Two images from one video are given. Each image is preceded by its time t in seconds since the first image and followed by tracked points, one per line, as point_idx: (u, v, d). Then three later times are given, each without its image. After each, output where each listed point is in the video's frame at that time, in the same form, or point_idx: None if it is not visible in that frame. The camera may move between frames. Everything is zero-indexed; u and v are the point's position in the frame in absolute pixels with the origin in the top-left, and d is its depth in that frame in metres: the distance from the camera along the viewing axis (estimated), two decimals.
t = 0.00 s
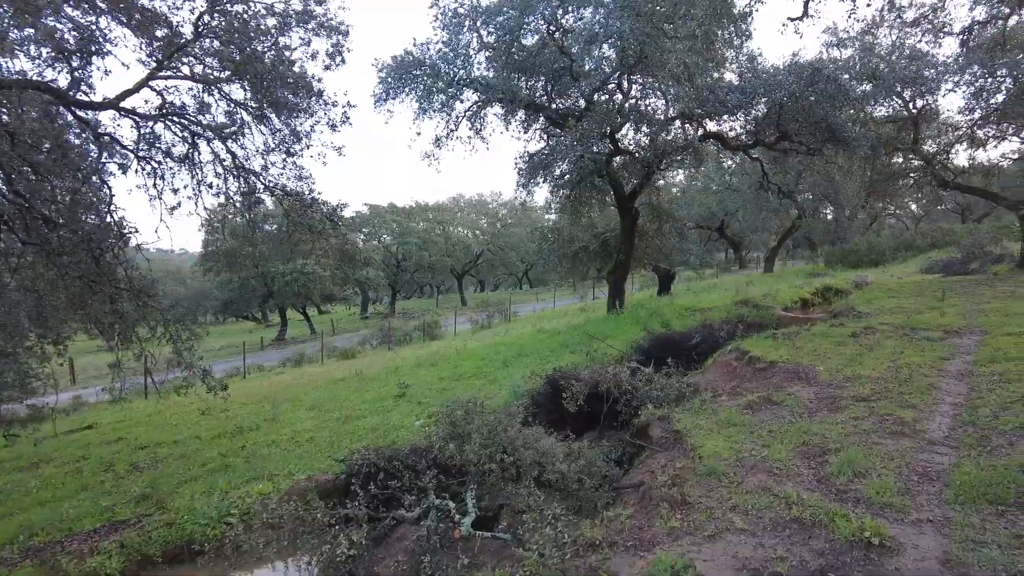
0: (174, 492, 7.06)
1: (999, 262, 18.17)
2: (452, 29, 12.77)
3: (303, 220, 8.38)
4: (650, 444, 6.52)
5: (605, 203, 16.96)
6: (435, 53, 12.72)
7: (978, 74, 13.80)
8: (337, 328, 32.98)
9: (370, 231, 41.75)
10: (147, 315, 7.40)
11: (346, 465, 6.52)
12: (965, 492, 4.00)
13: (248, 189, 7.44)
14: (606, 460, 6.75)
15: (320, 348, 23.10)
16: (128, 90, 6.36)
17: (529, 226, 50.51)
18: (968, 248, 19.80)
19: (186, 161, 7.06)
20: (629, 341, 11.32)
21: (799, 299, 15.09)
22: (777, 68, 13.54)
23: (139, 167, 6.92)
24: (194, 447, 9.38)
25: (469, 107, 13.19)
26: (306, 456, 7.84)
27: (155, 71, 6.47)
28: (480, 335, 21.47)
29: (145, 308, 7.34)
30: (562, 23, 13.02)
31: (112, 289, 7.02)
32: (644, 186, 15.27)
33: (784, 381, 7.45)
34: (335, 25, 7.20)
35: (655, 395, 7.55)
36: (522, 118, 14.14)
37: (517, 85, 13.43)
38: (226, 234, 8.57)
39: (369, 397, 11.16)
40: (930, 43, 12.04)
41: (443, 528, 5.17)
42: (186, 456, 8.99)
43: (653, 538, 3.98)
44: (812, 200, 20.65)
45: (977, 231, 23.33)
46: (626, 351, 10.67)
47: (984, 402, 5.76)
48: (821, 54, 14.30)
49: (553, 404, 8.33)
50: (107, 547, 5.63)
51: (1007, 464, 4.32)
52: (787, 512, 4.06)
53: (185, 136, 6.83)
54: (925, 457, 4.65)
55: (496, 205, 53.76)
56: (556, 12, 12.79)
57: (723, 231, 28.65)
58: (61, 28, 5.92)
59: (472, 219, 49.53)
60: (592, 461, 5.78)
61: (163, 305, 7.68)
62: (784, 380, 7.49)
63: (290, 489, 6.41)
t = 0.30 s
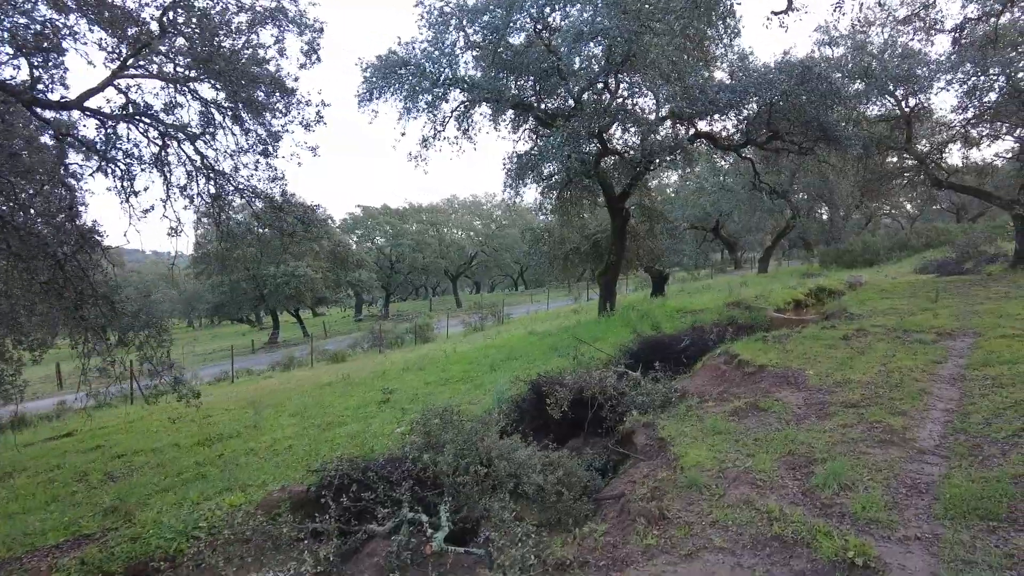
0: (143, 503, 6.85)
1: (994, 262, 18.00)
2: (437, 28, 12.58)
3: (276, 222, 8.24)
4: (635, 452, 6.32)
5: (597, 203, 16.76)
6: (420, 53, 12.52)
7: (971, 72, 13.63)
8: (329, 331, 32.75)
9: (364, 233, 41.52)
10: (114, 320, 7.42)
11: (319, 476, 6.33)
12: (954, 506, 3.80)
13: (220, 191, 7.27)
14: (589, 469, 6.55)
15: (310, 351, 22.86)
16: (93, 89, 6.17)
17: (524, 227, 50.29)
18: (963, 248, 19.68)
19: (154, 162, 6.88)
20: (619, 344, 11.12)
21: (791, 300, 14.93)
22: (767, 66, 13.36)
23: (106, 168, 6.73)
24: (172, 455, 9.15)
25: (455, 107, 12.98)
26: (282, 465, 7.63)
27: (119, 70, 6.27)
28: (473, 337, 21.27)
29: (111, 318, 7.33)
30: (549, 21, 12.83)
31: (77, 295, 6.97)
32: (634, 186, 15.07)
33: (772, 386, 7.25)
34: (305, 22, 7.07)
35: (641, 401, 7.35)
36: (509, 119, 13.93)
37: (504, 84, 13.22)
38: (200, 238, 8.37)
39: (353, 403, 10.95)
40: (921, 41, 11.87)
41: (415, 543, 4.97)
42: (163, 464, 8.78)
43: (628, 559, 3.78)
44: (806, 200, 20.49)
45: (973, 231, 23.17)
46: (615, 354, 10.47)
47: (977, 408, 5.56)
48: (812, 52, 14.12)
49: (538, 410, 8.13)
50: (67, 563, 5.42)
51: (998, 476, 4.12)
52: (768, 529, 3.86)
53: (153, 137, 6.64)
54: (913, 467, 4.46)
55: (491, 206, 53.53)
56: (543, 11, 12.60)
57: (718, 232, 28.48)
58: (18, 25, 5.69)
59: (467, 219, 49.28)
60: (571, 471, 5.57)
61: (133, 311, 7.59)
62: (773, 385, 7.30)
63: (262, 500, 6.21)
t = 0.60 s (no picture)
0: (118, 510, 6.64)
1: (992, 262, 17.84)
2: (428, 26, 12.39)
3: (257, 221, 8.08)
4: (624, 459, 6.13)
5: (591, 203, 16.56)
6: (409, 50, 12.33)
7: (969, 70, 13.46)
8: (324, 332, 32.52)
9: (359, 233, 41.29)
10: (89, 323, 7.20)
11: (298, 483, 6.13)
12: (953, 520, 3.61)
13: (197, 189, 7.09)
14: (578, 475, 6.37)
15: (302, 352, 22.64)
16: (63, 84, 5.97)
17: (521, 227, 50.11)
18: (961, 248, 19.54)
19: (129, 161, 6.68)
20: (611, 346, 10.93)
21: (788, 300, 14.76)
22: (762, 64, 13.18)
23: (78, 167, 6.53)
24: (154, 460, 8.94)
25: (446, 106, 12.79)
26: (263, 471, 7.43)
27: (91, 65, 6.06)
28: (467, 339, 21.07)
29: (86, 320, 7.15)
30: (541, 18, 12.65)
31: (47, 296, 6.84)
32: (628, 186, 14.86)
33: (766, 390, 7.06)
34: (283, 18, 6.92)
35: (631, 404, 7.16)
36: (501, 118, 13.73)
37: (495, 83, 13.03)
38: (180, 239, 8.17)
39: (342, 406, 10.75)
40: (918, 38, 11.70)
41: (393, 555, 4.78)
42: (143, 468, 8.56)
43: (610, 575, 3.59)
44: (802, 200, 20.32)
45: (971, 231, 23.01)
46: (608, 357, 10.28)
47: (976, 414, 5.38)
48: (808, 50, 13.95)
49: (526, 414, 7.92)
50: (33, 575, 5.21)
51: (999, 486, 3.93)
52: (757, 544, 3.67)
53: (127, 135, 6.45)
54: (910, 477, 4.28)
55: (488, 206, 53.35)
56: (534, 8, 12.42)
57: (715, 232, 28.31)
58: None
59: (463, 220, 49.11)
60: (557, 478, 5.39)
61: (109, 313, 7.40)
62: (767, 389, 7.11)
63: (239, 509, 6.00)
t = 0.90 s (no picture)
0: (85, 516, 6.36)
1: (991, 261, 17.64)
2: (418, 19, 12.13)
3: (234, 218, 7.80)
4: (614, 464, 5.87)
5: (586, 201, 16.29)
6: (399, 43, 12.06)
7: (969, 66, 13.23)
8: (317, 331, 32.22)
9: (354, 231, 40.95)
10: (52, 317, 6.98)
11: (272, 489, 5.86)
12: (959, 534, 3.36)
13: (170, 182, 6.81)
14: (565, 481, 6.11)
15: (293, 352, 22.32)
16: (25, 69, 5.70)
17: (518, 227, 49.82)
18: (960, 247, 19.30)
19: (97, 153, 6.42)
20: (604, 347, 10.67)
21: (785, 300, 14.51)
22: (760, 59, 12.92)
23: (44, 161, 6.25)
24: (130, 462, 8.66)
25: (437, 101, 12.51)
26: (239, 476, 7.15)
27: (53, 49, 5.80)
28: (461, 339, 20.79)
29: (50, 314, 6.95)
30: (534, 13, 12.40)
31: (8, 292, 6.66)
32: (623, 183, 14.59)
33: (761, 392, 6.81)
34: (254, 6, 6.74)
35: (622, 407, 6.91)
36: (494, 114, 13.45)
37: (486, 77, 12.74)
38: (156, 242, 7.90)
39: (327, 407, 10.47)
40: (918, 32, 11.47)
41: (365, 567, 4.52)
42: (117, 471, 8.27)
43: None
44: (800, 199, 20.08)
45: (970, 230, 22.78)
46: (601, 357, 10.02)
47: (980, 418, 5.13)
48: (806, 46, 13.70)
49: (514, 417, 7.65)
50: None
51: (1008, 497, 3.68)
52: (748, 560, 3.43)
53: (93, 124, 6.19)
54: (912, 485, 4.03)
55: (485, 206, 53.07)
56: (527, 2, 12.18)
57: (712, 231, 28.06)
58: None
59: (460, 219, 48.81)
60: (541, 485, 5.13)
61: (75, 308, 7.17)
62: (763, 391, 6.86)
63: (210, 516, 5.72)
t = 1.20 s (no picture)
0: (51, 525, 6.13)
1: (988, 261, 17.47)
2: (406, 14, 11.91)
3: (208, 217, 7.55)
4: (600, 472, 5.66)
5: (578, 200, 16.07)
6: (386, 39, 11.83)
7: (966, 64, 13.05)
8: (310, 331, 31.93)
9: (348, 231, 40.62)
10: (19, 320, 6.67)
11: (243, 499, 5.64)
12: (958, 554, 3.15)
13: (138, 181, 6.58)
14: (550, 489, 5.89)
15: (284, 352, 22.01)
16: None
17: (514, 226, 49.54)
18: (957, 248, 19.12)
19: (60, 148, 6.17)
20: (595, 348, 10.45)
21: (780, 300, 14.31)
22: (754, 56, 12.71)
23: (4, 159, 6.03)
24: (106, 468, 8.42)
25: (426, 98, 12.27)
26: (213, 483, 6.92)
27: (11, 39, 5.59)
28: (453, 339, 20.55)
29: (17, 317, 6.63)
30: (524, 8, 12.19)
31: None
32: (616, 182, 14.37)
33: (753, 397, 6.59)
34: None
35: (610, 411, 6.70)
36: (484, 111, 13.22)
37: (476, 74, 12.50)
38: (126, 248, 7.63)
39: (311, 410, 10.24)
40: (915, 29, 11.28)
41: None
42: (91, 477, 8.03)
43: None
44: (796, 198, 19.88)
45: (966, 230, 22.59)
46: (591, 359, 9.80)
47: (978, 425, 4.92)
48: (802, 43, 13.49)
49: (499, 422, 7.43)
50: None
51: (1009, 511, 3.47)
52: None
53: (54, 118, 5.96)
54: (908, 499, 3.82)
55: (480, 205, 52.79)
56: None
57: (708, 231, 27.85)
58: None
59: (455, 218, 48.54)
60: (521, 495, 4.96)
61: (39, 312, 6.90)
62: (754, 395, 6.65)
63: (177, 527, 5.49)
